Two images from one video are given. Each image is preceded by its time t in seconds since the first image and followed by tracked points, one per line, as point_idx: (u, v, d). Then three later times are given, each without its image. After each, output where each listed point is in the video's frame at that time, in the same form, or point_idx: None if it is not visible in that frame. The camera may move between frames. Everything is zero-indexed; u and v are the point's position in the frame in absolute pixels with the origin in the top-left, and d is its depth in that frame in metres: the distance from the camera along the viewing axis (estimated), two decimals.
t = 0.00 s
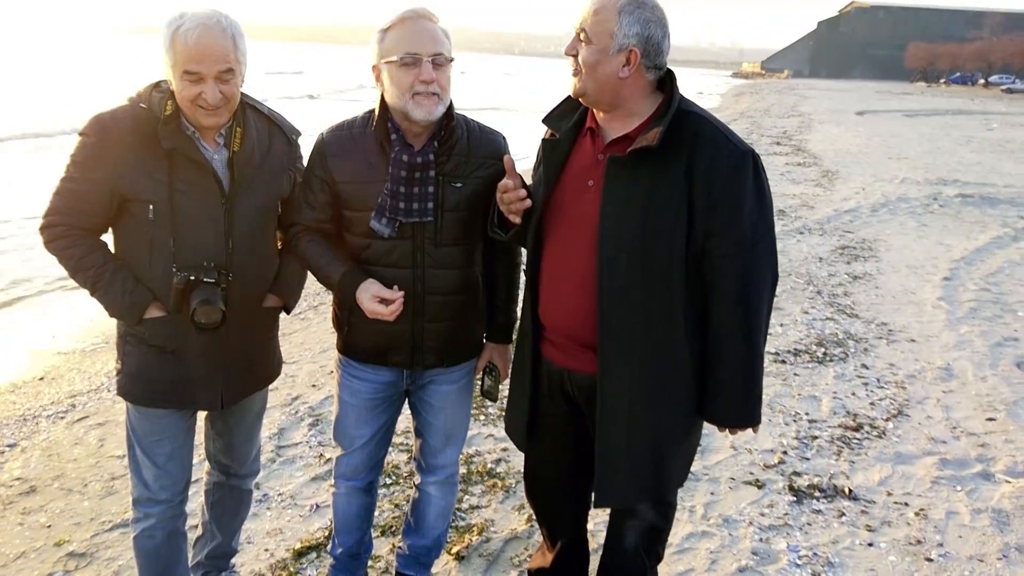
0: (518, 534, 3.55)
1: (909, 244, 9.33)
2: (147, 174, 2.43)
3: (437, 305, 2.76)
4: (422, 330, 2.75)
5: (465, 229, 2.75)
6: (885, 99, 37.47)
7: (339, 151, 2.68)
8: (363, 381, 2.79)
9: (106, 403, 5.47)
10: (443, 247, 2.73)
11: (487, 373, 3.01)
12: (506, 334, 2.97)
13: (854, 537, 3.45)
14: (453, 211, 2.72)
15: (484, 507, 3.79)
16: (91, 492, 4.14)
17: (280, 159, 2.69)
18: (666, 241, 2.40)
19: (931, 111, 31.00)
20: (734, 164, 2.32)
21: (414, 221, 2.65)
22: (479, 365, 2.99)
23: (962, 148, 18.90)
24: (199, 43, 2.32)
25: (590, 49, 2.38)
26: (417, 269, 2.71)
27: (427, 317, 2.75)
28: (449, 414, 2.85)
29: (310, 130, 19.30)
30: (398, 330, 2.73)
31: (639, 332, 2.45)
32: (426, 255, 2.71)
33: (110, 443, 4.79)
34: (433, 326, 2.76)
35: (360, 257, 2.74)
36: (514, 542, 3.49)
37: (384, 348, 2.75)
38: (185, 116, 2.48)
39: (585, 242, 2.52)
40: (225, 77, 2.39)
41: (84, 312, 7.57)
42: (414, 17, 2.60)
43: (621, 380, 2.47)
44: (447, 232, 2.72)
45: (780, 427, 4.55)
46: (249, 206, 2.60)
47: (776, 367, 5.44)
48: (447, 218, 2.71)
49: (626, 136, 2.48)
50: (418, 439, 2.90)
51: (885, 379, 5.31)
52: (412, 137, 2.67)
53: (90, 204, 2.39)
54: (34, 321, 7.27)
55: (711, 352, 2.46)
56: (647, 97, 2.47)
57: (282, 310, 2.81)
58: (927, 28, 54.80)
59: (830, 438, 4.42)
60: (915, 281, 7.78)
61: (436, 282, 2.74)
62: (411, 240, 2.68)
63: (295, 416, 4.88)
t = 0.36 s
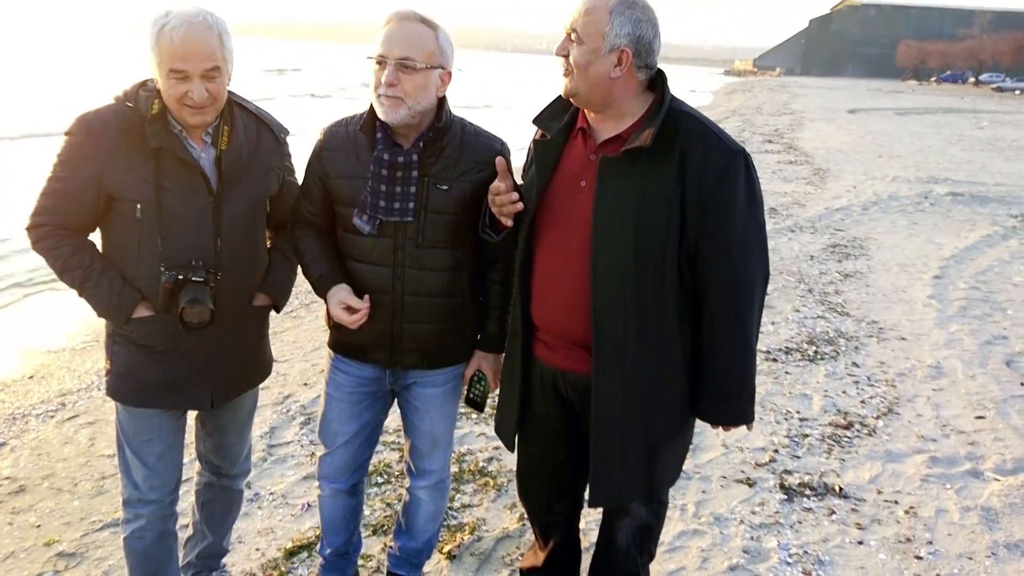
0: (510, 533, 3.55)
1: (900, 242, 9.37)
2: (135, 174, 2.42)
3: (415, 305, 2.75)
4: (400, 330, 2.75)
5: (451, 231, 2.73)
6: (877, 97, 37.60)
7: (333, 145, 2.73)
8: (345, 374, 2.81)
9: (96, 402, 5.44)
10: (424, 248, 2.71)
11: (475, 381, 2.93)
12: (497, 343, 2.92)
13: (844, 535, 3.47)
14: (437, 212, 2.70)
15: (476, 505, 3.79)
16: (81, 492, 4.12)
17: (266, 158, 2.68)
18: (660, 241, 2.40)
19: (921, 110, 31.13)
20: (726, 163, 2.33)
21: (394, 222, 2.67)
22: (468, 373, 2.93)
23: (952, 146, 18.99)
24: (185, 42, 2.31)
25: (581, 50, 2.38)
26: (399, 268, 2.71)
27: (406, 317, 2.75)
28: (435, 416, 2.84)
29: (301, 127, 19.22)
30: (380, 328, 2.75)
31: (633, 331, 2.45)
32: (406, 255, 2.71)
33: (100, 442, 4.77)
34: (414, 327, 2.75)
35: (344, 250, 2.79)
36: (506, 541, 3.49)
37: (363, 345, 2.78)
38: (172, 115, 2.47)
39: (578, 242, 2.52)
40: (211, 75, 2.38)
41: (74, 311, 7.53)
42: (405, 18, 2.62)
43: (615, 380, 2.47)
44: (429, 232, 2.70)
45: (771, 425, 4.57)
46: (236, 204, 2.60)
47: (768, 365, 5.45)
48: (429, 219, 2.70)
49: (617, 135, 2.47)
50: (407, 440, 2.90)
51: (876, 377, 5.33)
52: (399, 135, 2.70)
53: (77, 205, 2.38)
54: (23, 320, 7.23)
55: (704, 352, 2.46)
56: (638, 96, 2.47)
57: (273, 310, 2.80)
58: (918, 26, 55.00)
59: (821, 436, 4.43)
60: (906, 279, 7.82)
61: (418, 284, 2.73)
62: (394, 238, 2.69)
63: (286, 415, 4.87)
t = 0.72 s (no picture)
0: (512, 534, 3.54)
1: (902, 241, 9.35)
2: (133, 171, 2.41)
3: (395, 296, 2.75)
4: (378, 320, 2.76)
5: (434, 224, 2.72)
6: (879, 96, 37.54)
7: (331, 136, 2.79)
8: (334, 371, 2.86)
9: (98, 401, 5.44)
10: (404, 238, 2.72)
11: (461, 382, 2.82)
12: (488, 344, 2.86)
13: (847, 536, 3.46)
14: (417, 202, 2.70)
15: (478, 506, 3.78)
16: (83, 492, 4.12)
17: (265, 156, 2.69)
18: (670, 243, 2.39)
19: (922, 108, 31.10)
20: (734, 162, 2.33)
21: (372, 209, 2.69)
22: (455, 375, 2.86)
23: (954, 145, 18.96)
24: (178, 36, 2.32)
25: (600, 48, 2.35)
26: (378, 258, 2.73)
27: (387, 308, 2.76)
28: (418, 419, 2.82)
29: (303, 126, 19.19)
30: (357, 316, 2.78)
31: (644, 334, 2.44)
32: (385, 244, 2.72)
33: (101, 442, 4.76)
34: (393, 318, 2.76)
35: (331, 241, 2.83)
36: (508, 542, 3.49)
37: (347, 334, 2.82)
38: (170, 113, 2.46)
39: (586, 244, 2.51)
40: (205, 69, 2.37)
41: (76, 310, 7.53)
42: (398, 13, 2.66)
43: (625, 382, 2.46)
44: (410, 223, 2.71)
45: (773, 425, 4.56)
46: (236, 202, 2.59)
47: (770, 366, 5.44)
48: (410, 209, 2.70)
49: (623, 135, 2.47)
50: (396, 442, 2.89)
51: (878, 378, 5.32)
52: (387, 125, 2.71)
53: (76, 204, 2.37)
54: (25, 319, 7.23)
55: (714, 352, 2.46)
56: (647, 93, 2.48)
57: (275, 309, 2.80)
58: (920, 24, 54.90)
59: (824, 437, 4.43)
60: (908, 279, 7.81)
61: (394, 274, 2.74)
62: (373, 225, 2.72)
63: (288, 415, 4.86)
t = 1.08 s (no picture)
0: (524, 534, 3.55)
1: (911, 242, 9.34)
2: (152, 168, 2.43)
3: (388, 291, 2.76)
4: (373, 314, 2.79)
5: (422, 218, 2.71)
6: (885, 97, 37.46)
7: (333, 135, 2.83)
8: (348, 364, 2.92)
9: (110, 399, 5.47)
10: (394, 233, 2.72)
11: (457, 376, 2.76)
12: (483, 339, 2.80)
13: (860, 538, 3.46)
14: (404, 197, 2.70)
15: (490, 506, 3.79)
16: (97, 490, 4.14)
17: (281, 155, 2.68)
18: (694, 242, 2.40)
19: (929, 109, 31.04)
20: (750, 158, 2.35)
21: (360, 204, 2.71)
22: (451, 370, 2.80)
23: (962, 146, 18.91)
24: (198, 27, 2.35)
25: (617, 55, 2.37)
26: (371, 254, 2.75)
27: (379, 303, 2.78)
28: (416, 421, 2.81)
29: (310, 125, 19.22)
30: (357, 310, 2.82)
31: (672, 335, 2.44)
32: (377, 239, 2.73)
33: (114, 440, 4.78)
34: (385, 312, 2.77)
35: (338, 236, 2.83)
36: (520, 542, 3.49)
37: (349, 328, 2.87)
38: (189, 110, 2.49)
39: (609, 249, 2.51)
40: (225, 61, 2.39)
41: (87, 308, 7.56)
42: (383, 14, 2.68)
43: (655, 385, 2.45)
44: (399, 218, 2.71)
45: (785, 426, 4.56)
46: (254, 199, 2.60)
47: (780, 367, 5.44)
48: (398, 203, 2.71)
49: (639, 139, 2.47)
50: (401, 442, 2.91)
51: (889, 379, 5.31)
52: (378, 122, 2.75)
53: (96, 201, 2.39)
54: (37, 317, 7.26)
55: (739, 346, 2.48)
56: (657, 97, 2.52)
57: (293, 308, 2.81)
58: (927, 25, 54.75)
59: (835, 438, 4.42)
60: (918, 280, 7.80)
61: (386, 267, 2.74)
62: (365, 220, 2.73)
63: (299, 414, 4.88)
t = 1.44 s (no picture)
0: (535, 534, 3.55)
1: (923, 243, 9.29)
2: (170, 177, 2.44)
3: (402, 293, 2.78)
4: (390, 317, 2.80)
5: (428, 219, 2.72)
6: (898, 97, 37.28)
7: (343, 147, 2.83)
8: (368, 358, 2.94)
9: (123, 398, 5.50)
10: (402, 237, 2.74)
11: (475, 369, 2.75)
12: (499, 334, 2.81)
13: (872, 540, 3.45)
14: (408, 202, 2.71)
15: (501, 506, 3.80)
16: (111, 488, 4.17)
17: (293, 158, 2.69)
18: (704, 253, 2.39)
19: (942, 110, 30.87)
20: (754, 165, 2.35)
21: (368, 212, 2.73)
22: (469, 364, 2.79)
23: (975, 147, 18.80)
24: (224, 49, 2.34)
25: (611, 71, 2.36)
26: (383, 258, 2.77)
27: (393, 306, 2.79)
28: (434, 415, 2.82)
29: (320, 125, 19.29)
30: (374, 315, 2.84)
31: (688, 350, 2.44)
32: (387, 243, 2.76)
33: (128, 439, 4.81)
34: (399, 314, 2.79)
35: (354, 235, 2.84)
36: (532, 542, 3.50)
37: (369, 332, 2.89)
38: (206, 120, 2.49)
39: (620, 264, 2.51)
40: (249, 83, 2.40)
41: (100, 308, 7.62)
42: (371, 22, 2.67)
43: (674, 396, 2.46)
44: (406, 222, 2.72)
45: (796, 428, 4.55)
46: (270, 205, 2.62)
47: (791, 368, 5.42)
48: (403, 207, 2.72)
49: (645, 152, 2.47)
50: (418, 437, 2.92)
51: (901, 381, 5.28)
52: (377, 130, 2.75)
53: (113, 207, 2.41)
54: (51, 316, 7.32)
55: (752, 350, 2.48)
56: (659, 111, 2.49)
57: (303, 306, 2.84)
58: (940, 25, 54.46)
59: (847, 440, 4.41)
60: (930, 282, 7.76)
61: (399, 271, 2.76)
62: (375, 226, 2.76)
63: (311, 413, 4.90)
